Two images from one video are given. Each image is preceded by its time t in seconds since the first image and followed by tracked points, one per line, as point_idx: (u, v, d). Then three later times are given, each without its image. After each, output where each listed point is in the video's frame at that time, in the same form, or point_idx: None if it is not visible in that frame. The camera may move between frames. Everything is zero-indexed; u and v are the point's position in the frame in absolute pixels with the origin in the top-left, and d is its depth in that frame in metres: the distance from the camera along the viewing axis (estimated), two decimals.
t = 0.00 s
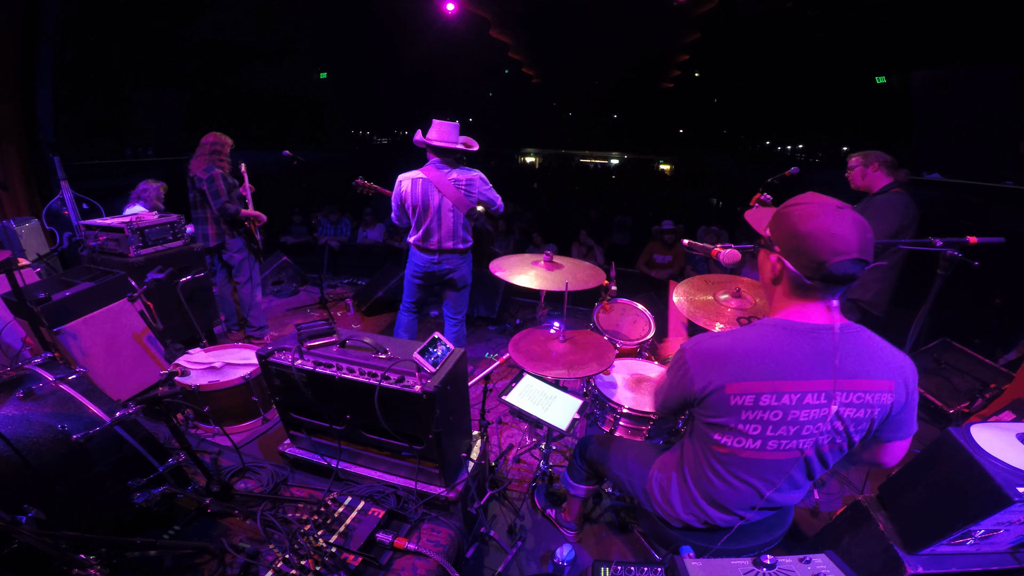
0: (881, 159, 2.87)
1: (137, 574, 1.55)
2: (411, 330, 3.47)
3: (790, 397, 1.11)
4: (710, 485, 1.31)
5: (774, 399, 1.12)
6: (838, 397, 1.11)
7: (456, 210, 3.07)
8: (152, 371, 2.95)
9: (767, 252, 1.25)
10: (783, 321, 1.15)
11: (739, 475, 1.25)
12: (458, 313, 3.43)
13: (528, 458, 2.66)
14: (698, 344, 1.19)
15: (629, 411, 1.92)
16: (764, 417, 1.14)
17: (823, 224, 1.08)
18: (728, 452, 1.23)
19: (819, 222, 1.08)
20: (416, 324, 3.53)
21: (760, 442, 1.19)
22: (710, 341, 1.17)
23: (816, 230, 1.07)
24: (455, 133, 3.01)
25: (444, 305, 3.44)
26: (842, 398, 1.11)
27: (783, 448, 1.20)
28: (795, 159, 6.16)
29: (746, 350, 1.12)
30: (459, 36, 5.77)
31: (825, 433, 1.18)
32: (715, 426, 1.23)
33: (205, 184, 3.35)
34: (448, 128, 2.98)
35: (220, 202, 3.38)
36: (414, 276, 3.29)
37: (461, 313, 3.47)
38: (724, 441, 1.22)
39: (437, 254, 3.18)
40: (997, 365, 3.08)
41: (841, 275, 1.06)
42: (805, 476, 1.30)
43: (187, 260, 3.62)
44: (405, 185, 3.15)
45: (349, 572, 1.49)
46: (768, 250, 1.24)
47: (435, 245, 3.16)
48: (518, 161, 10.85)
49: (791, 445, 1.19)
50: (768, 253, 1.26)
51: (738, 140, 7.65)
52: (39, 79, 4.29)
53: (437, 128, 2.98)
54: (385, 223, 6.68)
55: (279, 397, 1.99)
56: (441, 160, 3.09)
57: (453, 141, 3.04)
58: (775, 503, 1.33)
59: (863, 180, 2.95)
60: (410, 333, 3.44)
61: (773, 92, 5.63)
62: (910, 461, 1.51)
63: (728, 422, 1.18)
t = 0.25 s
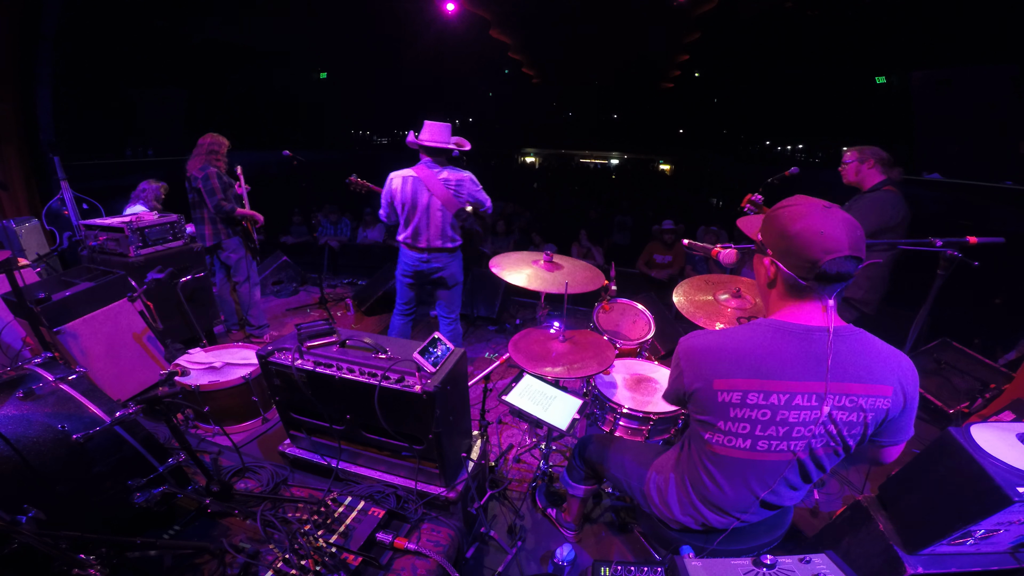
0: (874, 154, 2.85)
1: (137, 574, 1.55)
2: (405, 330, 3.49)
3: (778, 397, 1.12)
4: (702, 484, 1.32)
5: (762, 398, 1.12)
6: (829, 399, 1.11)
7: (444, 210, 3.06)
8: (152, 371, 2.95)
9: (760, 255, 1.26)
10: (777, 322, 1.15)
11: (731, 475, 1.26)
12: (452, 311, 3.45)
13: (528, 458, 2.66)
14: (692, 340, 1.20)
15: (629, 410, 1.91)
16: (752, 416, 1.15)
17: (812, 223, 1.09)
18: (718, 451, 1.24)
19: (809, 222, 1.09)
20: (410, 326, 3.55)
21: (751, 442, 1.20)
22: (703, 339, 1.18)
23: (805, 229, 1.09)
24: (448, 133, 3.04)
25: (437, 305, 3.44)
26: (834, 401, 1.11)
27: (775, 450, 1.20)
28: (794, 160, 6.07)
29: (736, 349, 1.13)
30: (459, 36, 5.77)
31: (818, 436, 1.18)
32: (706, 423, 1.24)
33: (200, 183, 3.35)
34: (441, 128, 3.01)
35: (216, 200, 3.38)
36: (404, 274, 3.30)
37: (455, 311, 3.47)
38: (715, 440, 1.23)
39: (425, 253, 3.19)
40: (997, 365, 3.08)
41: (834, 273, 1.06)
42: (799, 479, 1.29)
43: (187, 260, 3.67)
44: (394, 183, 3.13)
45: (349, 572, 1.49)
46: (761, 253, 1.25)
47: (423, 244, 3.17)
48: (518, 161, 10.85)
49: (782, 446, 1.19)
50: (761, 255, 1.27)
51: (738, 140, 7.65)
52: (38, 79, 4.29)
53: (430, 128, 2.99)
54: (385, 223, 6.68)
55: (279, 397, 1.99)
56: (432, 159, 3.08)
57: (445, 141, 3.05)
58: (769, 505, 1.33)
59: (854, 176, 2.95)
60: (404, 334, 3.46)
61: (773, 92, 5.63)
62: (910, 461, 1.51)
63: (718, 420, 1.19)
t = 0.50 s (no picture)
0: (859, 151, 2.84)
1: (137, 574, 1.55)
2: (395, 331, 3.55)
3: (788, 395, 1.11)
4: (709, 483, 1.31)
5: (773, 396, 1.11)
6: (834, 396, 1.11)
7: (420, 210, 3.05)
8: (152, 371, 2.95)
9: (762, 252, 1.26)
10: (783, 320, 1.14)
11: (737, 473, 1.25)
12: (439, 309, 3.45)
13: (528, 458, 2.66)
14: (702, 338, 1.16)
15: (629, 411, 1.92)
16: (762, 414, 1.14)
17: (816, 222, 1.08)
18: (726, 449, 1.23)
19: (812, 221, 1.09)
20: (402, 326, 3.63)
21: (758, 440, 1.19)
22: (714, 336, 1.14)
23: (809, 228, 1.08)
24: (434, 136, 3.03)
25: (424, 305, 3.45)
26: (838, 397, 1.12)
27: (781, 447, 1.20)
28: (794, 159, 6.05)
29: (748, 346, 1.11)
30: (459, 36, 5.77)
31: (821, 432, 1.18)
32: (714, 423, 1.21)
33: (199, 181, 3.34)
34: (427, 130, 3.01)
35: (216, 197, 3.38)
36: (386, 272, 3.33)
37: (443, 309, 3.49)
38: (723, 439, 1.21)
39: (401, 251, 3.19)
40: (997, 365, 3.08)
41: (835, 274, 1.06)
42: (802, 475, 1.30)
43: (187, 260, 3.66)
44: (376, 180, 3.15)
45: (349, 572, 1.49)
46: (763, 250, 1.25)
47: (399, 242, 3.18)
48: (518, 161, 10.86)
49: (787, 442, 1.19)
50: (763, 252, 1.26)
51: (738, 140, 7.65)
52: (38, 79, 4.29)
53: (416, 129, 2.98)
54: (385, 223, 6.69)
55: (279, 397, 1.99)
56: (416, 159, 3.08)
57: (431, 143, 3.04)
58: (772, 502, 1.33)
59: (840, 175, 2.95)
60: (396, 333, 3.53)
61: (773, 92, 5.63)
62: (910, 460, 1.51)
63: (728, 419, 1.17)
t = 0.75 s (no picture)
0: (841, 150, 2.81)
1: (136, 574, 1.55)
2: (390, 330, 3.59)
3: (802, 381, 1.10)
4: (723, 475, 1.29)
5: (788, 381, 1.11)
6: (843, 384, 1.12)
7: (399, 211, 3.04)
8: (152, 371, 2.95)
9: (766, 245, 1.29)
10: (795, 304, 1.14)
11: (747, 462, 1.24)
12: (432, 311, 3.47)
13: (528, 458, 2.66)
14: (719, 318, 1.16)
15: (629, 411, 1.92)
16: (776, 401, 1.13)
17: (818, 216, 1.10)
18: (740, 438, 1.21)
19: (815, 216, 1.11)
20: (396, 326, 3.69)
21: (772, 429, 1.18)
22: (731, 317, 1.14)
23: (810, 221, 1.10)
24: (421, 137, 3.05)
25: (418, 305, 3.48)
26: (847, 386, 1.12)
27: (794, 437, 1.19)
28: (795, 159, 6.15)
29: (764, 327, 1.11)
30: (460, 36, 5.77)
31: (830, 425, 1.18)
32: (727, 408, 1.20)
33: (199, 180, 3.34)
34: (415, 132, 3.03)
35: (216, 196, 3.38)
36: (373, 269, 3.37)
37: (434, 307, 3.49)
38: (736, 427, 1.20)
39: (383, 251, 3.21)
40: (996, 365, 3.09)
41: (834, 268, 1.08)
42: (813, 469, 1.28)
43: (187, 260, 3.63)
44: (361, 180, 3.19)
45: (349, 572, 1.49)
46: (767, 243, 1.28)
47: (381, 242, 3.20)
48: (518, 161, 10.85)
49: (798, 434, 1.18)
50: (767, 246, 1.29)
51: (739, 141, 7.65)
52: (38, 79, 4.29)
53: (404, 131, 3.01)
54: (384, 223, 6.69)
55: (279, 397, 1.99)
56: (400, 161, 3.08)
57: (418, 144, 3.06)
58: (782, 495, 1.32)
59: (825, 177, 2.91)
60: (390, 333, 3.57)
61: (773, 91, 5.63)
62: (910, 460, 1.51)
63: (742, 404, 1.16)
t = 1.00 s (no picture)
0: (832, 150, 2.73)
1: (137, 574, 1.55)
2: (389, 330, 3.61)
3: (802, 393, 1.10)
4: (722, 485, 1.29)
5: (788, 395, 1.10)
6: (840, 390, 1.13)
7: (389, 211, 3.04)
8: (152, 371, 2.95)
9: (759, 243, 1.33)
10: (784, 316, 1.14)
11: (747, 473, 1.24)
12: (431, 311, 3.46)
13: (528, 458, 2.66)
14: (716, 342, 1.11)
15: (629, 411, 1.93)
16: (777, 415, 1.13)
17: (796, 216, 1.14)
18: (740, 452, 1.21)
19: (795, 216, 1.14)
20: (395, 326, 3.71)
21: (771, 440, 1.18)
22: (729, 339, 1.10)
23: (786, 220, 1.14)
24: (413, 138, 3.03)
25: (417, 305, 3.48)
26: (844, 391, 1.13)
27: (792, 445, 1.20)
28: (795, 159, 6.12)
29: (762, 347, 1.09)
30: (460, 36, 5.78)
31: (828, 429, 1.19)
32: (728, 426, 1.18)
33: (199, 180, 3.34)
34: (406, 133, 3.00)
35: (215, 196, 3.38)
36: (369, 270, 3.39)
37: (432, 307, 3.48)
38: (737, 442, 1.19)
39: (377, 250, 3.23)
40: (996, 365, 3.09)
41: (805, 266, 1.11)
42: (809, 471, 1.30)
43: (187, 260, 3.60)
44: (355, 181, 3.21)
45: (349, 572, 1.49)
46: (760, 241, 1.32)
47: (374, 242, 3.21)
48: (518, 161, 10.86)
49: (796, 441, 1.19)
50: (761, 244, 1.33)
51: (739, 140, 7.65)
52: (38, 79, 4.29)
53: (396, 132, 3.00)
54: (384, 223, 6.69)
55: (279, 397, 1.99)
56: (391, 161, 3.07)
57: (409, 147, 3.04)
58: (780, 499, 1.33)
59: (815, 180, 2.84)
60: (389, 333, 3.58)
61: (773, 92, 5.63)
62: (910, 460, 1.51)
63: (744, 422, 1.15)
